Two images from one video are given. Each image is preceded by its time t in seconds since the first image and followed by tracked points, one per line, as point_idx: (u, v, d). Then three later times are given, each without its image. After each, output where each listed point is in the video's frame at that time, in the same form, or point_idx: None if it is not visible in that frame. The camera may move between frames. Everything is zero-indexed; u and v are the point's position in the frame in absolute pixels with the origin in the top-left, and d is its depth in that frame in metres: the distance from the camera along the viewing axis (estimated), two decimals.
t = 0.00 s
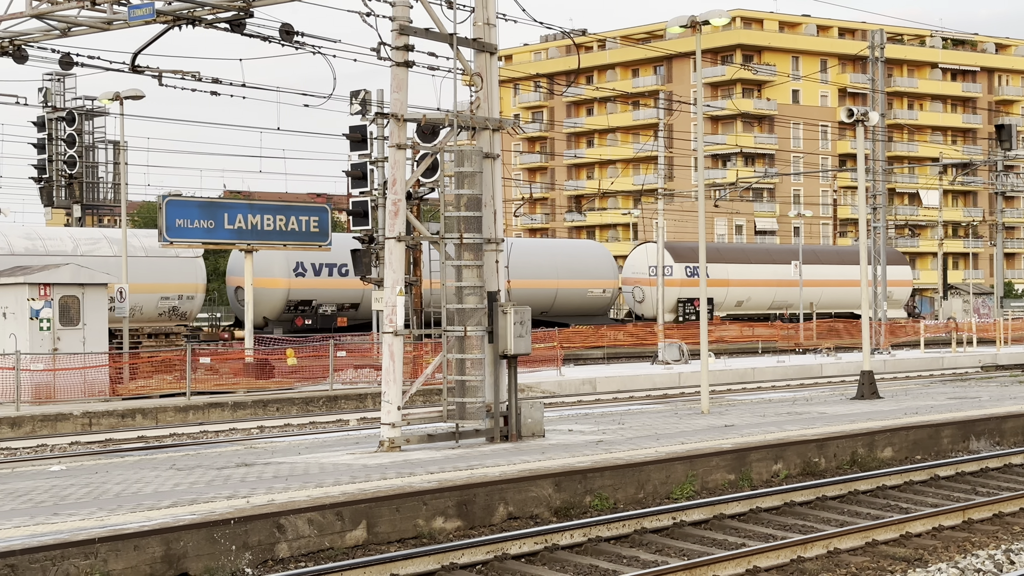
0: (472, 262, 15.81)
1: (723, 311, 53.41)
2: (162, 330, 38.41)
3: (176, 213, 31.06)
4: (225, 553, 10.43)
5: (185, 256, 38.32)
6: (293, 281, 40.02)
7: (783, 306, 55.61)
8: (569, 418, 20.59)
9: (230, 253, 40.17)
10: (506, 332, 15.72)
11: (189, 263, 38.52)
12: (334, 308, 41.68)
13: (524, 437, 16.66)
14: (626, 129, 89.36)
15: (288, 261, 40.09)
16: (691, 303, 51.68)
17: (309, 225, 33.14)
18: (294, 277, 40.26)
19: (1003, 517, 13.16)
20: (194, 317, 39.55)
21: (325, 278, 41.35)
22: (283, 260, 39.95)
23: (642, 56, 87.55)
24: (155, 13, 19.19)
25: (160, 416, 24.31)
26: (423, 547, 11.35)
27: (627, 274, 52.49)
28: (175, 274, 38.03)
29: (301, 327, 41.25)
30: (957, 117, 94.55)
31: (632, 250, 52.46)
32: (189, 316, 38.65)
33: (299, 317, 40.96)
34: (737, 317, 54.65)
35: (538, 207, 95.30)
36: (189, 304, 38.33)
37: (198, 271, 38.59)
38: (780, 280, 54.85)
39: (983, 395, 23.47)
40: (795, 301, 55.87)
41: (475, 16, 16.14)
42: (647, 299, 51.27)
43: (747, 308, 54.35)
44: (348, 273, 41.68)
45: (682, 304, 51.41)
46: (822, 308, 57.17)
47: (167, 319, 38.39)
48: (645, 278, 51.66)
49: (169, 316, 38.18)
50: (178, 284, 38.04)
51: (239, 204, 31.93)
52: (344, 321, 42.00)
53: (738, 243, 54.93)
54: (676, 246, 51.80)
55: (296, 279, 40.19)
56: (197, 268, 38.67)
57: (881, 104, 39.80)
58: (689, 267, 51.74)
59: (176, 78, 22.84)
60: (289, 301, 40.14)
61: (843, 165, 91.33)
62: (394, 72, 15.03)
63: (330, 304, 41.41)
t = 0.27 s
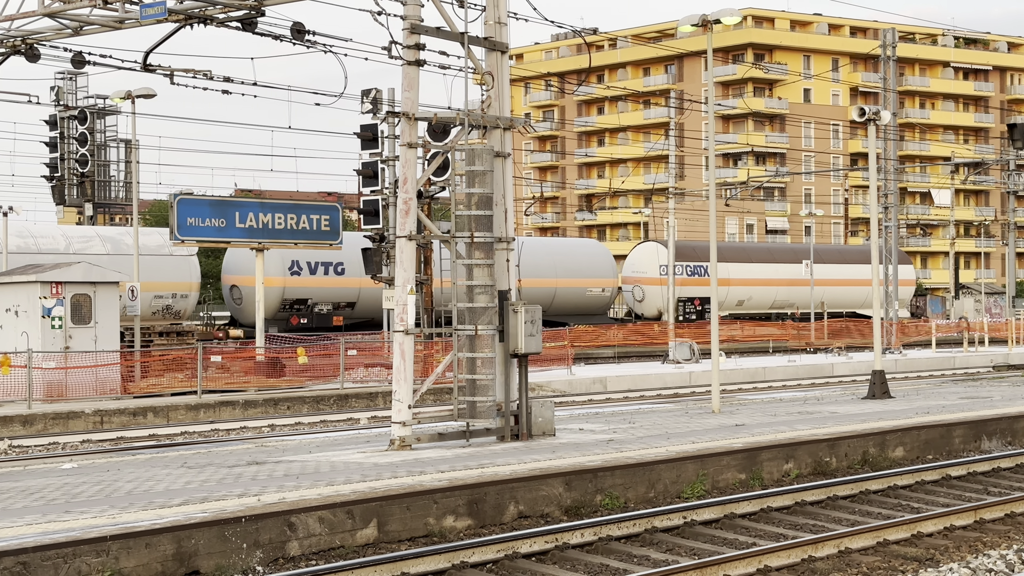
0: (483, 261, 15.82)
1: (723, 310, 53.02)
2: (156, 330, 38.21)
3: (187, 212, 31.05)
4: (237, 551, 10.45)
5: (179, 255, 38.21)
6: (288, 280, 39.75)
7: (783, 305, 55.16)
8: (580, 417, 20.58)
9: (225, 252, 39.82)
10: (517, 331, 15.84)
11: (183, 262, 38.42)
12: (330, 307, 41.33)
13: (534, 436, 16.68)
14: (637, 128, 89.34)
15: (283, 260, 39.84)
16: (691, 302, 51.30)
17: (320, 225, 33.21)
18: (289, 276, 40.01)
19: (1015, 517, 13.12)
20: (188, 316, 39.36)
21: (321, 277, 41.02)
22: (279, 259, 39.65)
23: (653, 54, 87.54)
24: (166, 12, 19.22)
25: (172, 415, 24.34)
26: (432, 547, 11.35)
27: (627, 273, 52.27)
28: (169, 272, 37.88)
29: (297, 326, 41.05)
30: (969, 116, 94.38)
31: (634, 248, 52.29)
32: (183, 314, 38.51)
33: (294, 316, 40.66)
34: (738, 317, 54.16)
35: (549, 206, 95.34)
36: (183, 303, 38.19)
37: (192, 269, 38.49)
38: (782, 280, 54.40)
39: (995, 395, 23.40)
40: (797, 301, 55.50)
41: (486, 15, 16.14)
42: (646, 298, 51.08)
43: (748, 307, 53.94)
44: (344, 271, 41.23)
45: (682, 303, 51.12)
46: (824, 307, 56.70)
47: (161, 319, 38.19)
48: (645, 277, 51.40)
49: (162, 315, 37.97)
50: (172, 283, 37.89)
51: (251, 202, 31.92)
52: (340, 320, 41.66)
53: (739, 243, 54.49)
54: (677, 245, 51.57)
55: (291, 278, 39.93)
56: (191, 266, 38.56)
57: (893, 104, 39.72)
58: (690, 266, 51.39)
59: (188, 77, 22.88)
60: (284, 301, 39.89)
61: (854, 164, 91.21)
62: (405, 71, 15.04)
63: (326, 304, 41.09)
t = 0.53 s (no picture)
0: (495, 261, 15.80)
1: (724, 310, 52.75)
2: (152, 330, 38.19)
3: (199, 211, 30.96)
4: (249, 550, 10.46)
5: (174, 254, 38.25)
6: (284, 280, 39.51)
7: (787, 305, 54.65)
8: (592, 417, 20.59)
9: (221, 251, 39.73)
10: (529, 331, 15.81)
11: (177, 261, 38.41)
12: (325, 307, 41.07)
13: (546, 436, 16.67)
14: (649, 127, 89.36)
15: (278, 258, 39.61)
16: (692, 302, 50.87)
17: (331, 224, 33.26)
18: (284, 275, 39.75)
19: None
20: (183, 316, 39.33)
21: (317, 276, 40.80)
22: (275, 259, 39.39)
23: (665, 54, 87.53)
24: (179, 12, 19.27)
25: (184, 413, 24.35)
26: (445, 546, 11.35)
27: (628, 273, 52.19)
28: (165, 271, 37.90)
29: (293, 326, 40.41)
30: (982, 116, 94.21)
31: (635, 249, 52.14)
32: (178, 314, 38.48)
33: (290, 316, 40.39)
34: (740, 318, 53.70)
35: (560, 206, 95.21)
36: (177, 302, 38.18)
37: (188, 268, 38.51)
38: (784, 279, 53.95)
39: (1008, 395, 23.35)
40: (800, 301, 55.07)
41: (498, 14, 16.14)
42: (647, 298, 50.88)
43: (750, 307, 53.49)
44: (340, 270, 40.98)
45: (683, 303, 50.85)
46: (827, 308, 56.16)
47: (156, 318, 38.17)
48: (646, 277, 51.25)
49: (158, 314, 37.93)
50: (167, 282, 37.90)
51: (262, 202, 31.94)
52: (336, 320, 41.39)
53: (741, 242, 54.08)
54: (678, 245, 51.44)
55: (286, 276, 39.67)
56: (186, 265, 38.60)
57: (906, 103, 39.63)
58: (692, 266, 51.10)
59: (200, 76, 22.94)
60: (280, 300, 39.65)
61: (867, 163, 91.10)
62: (417, 71, 15.05)
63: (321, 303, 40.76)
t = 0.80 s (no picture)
0: (506, 261, 15.81)
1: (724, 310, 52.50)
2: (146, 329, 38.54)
3: (211, 211, 30.90)
4: (260, 550, 10.48)
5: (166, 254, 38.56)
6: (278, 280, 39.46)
7: (788, 306, 54.24)
8: (602, 417, 20.61)
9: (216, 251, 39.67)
10: (539, 331, 15.78)
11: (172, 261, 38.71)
12: (321, 307, 40.91)
13: (557, 436, 16.64)
14: (660, 128, 89.39)
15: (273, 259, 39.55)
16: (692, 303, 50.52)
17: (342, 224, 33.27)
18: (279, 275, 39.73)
19: None
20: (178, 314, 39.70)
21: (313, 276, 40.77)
22: (268, 259, 39.37)
23: (676, 54, 87.53)
24: (190, 12, 19.32)
25: (195, 413, 24.41)
26: (455, 546, 11.34)
27: (629, 273, 52.19)
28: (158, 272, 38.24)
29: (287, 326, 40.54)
30: (993, 117, 94.03)
31: (635, 250, 52.07)
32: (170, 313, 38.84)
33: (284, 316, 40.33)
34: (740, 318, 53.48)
35: (571, 205, 95.29)
36: (171, 303, 38.54)
37: (180, 267, 38.89)
38: (786, 280, 53.61)
39: (1020, 397, 23.30)
40: (801, 302, 54.73)
41: (509, 15, 16.15)
42: (646, 298, 50.81)
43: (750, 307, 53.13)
44: (335, 270, 40.82)
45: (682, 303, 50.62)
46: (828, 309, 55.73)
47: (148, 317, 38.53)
48: (646, 277, 51.34)
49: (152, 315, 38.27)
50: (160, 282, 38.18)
51: (273, 202, 31.96)
52: (331, 320, 41.13)
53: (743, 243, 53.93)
54: (678, 245, 51.37)
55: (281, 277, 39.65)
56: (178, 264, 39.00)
57: (917, 104, 39.53)
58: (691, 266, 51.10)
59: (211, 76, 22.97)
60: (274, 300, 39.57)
61: (878, 164, 91.01)
62: (428, 71, 15.06)
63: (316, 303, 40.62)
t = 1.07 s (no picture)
0: (515, 261, 15.81)
1: (723, 312, 52.20)
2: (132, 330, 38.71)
3: (220, 211, 31.08)
4: (269, 550, 10.48)
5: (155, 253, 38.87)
6: (271, 279, 38.82)
7: (787, 308, 53.94)
8: (610, 418, 20.62)
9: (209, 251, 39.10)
10: (548, 331, 15.86)
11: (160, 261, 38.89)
12: (314, 307, 40.54)
13: (565, 437, 16.66)
14: (669, 128, 89.33)
15: (266, 259, 38.95)
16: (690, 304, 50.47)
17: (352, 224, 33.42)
18: (272, 275, 39.11)
19: None
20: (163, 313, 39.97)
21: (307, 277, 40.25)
22: (261, 258, 38.73)
23: (685, 55, 87.50)
24: (200, 13, 19.35)
25: (204, 413, 24.42)
26: (463, 546, 11.34)
27: (626, 274, 52.08)
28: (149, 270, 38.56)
29: (280, 326, 40.05)
30: (1003, 118, 93.85)
31: (633, 251, 52.06)
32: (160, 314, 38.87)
33: (276, 316, 39.79)
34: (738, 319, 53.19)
35: (580, 206, 95.14)
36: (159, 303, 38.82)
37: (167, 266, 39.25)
38: (785, 282, 53.26)
39: None
40: (800, 304, 54.43)
41: (518, 15, 16.14)
42: (644, 299, 50.63)
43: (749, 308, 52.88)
44: (328, 270, 40.47)
45: (680, 304, 50.30)
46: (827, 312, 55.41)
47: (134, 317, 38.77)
48: (643, 278, 51.17)
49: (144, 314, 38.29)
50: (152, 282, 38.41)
51: (282, 202, 32.03)
52: (325, 321, 40.83)
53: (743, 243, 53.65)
54: (676, 246, 51.25)
55: (274, 277, 39.03)
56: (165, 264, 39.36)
57: (926, 104, 39.47)
58: (688, 267, 50.87)
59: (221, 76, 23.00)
60: (266, 300, 38.92)
61: (887, 165, 90.84)
62: (437, 71, 15.06)
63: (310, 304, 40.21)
